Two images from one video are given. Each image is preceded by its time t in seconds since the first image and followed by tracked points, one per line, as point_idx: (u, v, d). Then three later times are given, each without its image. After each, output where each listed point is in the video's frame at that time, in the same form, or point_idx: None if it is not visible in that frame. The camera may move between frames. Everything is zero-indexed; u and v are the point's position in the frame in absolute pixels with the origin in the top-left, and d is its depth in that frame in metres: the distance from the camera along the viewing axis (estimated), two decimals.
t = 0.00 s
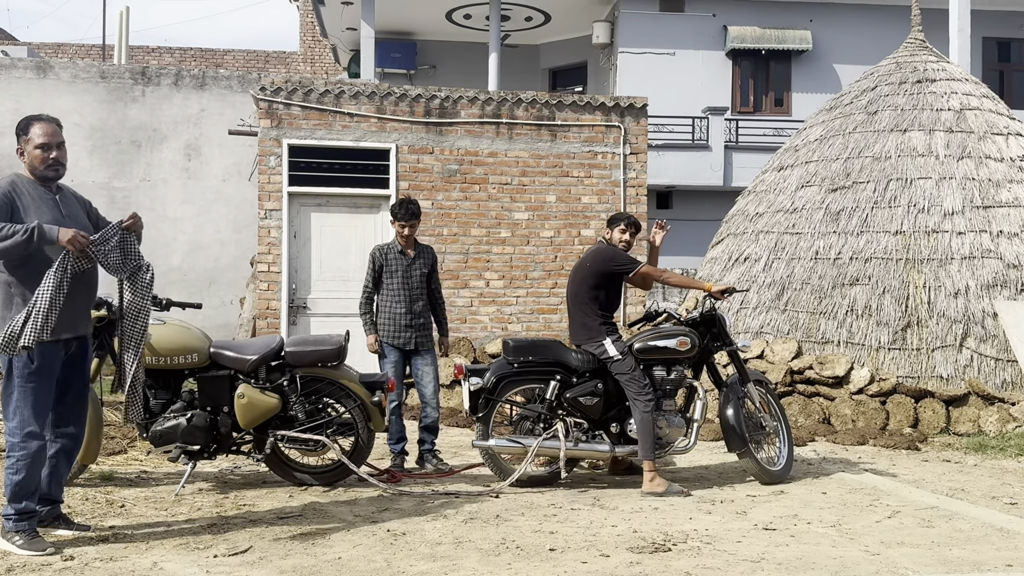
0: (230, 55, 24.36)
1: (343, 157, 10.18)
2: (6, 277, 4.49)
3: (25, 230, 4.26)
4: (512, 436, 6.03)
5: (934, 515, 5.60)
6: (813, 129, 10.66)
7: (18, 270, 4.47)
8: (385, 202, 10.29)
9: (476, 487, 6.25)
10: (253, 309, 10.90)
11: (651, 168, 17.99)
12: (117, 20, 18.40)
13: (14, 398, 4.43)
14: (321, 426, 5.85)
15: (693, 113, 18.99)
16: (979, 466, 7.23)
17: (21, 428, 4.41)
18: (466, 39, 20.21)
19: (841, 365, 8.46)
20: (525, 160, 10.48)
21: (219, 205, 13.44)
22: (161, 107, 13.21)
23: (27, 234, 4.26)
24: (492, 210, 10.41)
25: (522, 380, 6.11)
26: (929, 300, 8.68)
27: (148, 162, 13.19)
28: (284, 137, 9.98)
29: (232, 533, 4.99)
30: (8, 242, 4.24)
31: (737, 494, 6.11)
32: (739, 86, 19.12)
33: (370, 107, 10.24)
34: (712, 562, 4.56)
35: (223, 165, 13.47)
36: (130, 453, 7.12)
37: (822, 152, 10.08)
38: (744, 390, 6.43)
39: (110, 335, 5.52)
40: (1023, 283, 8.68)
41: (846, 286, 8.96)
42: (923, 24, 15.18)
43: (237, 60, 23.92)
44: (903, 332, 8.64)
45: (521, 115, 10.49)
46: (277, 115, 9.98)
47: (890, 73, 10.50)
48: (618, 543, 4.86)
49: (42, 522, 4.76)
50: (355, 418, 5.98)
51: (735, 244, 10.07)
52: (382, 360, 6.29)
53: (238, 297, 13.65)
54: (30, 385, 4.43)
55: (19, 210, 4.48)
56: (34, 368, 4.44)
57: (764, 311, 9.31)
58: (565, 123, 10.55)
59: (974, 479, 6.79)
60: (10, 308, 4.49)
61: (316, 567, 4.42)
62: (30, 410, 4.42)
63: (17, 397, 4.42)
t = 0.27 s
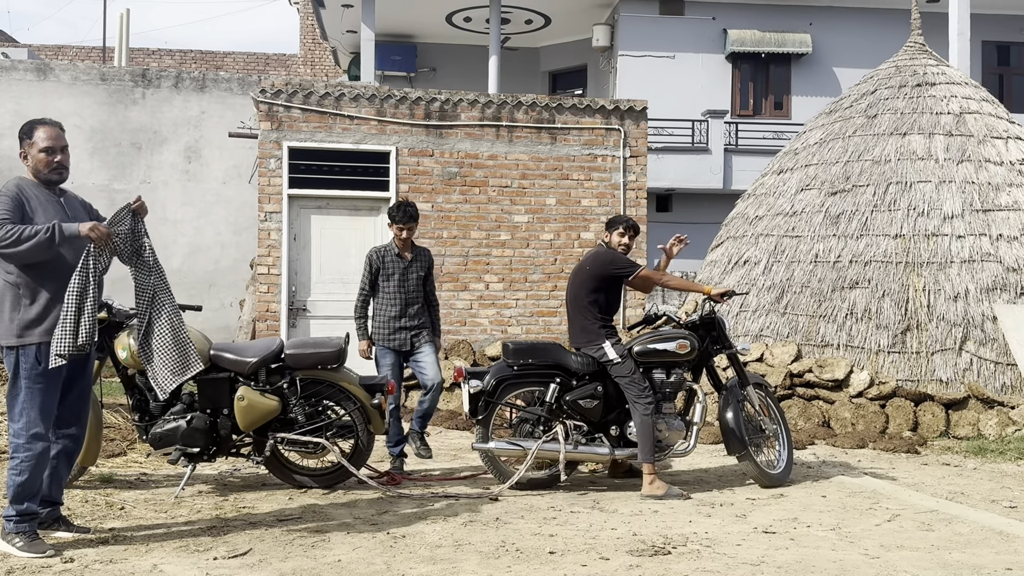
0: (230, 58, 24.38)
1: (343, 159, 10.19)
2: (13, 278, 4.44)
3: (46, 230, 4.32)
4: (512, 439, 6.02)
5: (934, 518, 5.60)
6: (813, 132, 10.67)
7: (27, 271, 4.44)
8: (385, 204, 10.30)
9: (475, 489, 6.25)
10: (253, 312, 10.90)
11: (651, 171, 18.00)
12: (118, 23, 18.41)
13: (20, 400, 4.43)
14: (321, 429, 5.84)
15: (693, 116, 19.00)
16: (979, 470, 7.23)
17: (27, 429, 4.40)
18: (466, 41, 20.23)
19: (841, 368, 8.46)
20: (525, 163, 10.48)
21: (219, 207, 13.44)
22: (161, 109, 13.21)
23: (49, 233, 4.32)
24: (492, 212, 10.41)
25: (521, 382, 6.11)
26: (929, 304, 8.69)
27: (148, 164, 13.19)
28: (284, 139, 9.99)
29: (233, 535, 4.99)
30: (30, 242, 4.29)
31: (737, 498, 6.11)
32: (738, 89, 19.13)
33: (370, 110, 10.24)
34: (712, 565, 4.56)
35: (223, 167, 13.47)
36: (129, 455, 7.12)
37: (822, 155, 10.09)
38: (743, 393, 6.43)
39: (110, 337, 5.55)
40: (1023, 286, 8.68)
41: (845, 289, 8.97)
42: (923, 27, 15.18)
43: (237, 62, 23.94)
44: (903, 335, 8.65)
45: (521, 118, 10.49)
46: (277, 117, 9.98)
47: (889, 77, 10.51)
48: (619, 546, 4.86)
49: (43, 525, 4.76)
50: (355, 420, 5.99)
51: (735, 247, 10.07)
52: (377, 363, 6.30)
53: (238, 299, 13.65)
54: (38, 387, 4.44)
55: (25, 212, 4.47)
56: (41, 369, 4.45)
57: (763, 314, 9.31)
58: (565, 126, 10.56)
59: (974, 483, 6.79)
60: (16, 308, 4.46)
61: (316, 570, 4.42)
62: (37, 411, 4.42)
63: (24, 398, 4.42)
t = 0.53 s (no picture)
0: (230, 60, 24.41)
1: (343, 162, 10.20)
2: (19, 280, 4.43)
3: (67, 227, 4.34)
4: (511, 442, 6.03)
5: (934, 522, 5.60)
6: (812, 135, 10.68)
7: (34, 272, 4.43)
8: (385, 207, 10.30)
9: (475, 492, 6.25)
10: (252, 314, 10.90)
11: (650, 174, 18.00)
12: (118, 25, 18.42)
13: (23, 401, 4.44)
14: (321, 431, 5.85)
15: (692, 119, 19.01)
16: (979, 473, 7.23)
17: (30, 430, 4.41)
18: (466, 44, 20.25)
19: (840, 371, 8.47)
20: (525, 166, 10.49)
21: (219, 210, 13.45)
22: (161, 111, 13.21)
23: (69, 232, 4.34)
24: (492, 215, 10.42)
25: (521, 386, 6.13)
26: (928, 307, 8.70)
27: (148, 166, 13.20)
28: (284, 142, 10.00)
29: (232, 538, 4.99)
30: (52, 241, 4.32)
31: (736, 501, 6.11)
32: (737, 93, 19.14)
33: (370, 113, 10.25)
34: (711, 568, 4.56)
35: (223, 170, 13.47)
36: (129, 458, 7.12)
37: (821, 158, 10.09)
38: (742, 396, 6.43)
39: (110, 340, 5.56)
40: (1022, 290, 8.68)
41: (844, 293, 8.97)
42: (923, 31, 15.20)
43: (237, 65, 23.96)
44: (902, 338, 8.66)
45: (521, 121, 10.50)
46: (277, 120, 9.99)
47: (889, 80, 10.53)
48: (618, 549, 4.87)
49: (42, 526, 4.76)
50: (354, 423, 5.99)
51: (734, 250, 10.08)
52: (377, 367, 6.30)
53: (237, 302, 13.65)
54: (43, 389, 4.46)
55: (32, 213, 4.48)
56: (46, 371, 4.47)
57: (763, 317, 9.31)
58: (565, 129, 10.57)
59: (973, 486, 6.79)
60: (21, 311, 4.45)
61: (316, 573, 4.42)
62: (42, 414, 4.44)
63: (29, 400, 4.43)
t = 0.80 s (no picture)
0: (229, 63, 24.42)
1: (342, 164, 10.20)
2: (19, 282, 4.41)
3: (79, 225, 4.35)
4: (510, 444, 6.02)
5: (932, 525, 5.60)
6: (811, 139, 10.69)
7: (34, 275, 4.42)
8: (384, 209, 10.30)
9: (474, 495, 6.24)
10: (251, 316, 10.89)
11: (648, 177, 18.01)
12: (117, 28, 18.43)
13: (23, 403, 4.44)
14: (319, 434, 5.85)
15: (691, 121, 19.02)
16: (977, 476, 7.23)
17: (30, 432, 4.42)
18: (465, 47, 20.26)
19: (839, 374, 8.48)
20: (523, 169, 10.49)
21: (217, 212, 13.44)
22: (160, 114, 13.21)
23: (82, 228, 4.35)
24: (491, 218, 10.42)
25: (519, 388, 6.11)
26: (927, 310, 8.70)
27: (146, 169, 13.20)
28: (283, 145, 10.00)
29: (230, 540, 4.98)
30: (64, 240, 4.32)
31: (735, 504, 6.11)
32: (736, 96, 19.14)
33: (369, 115, 10.25)
34: (709, 571, 4.55)
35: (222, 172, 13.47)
36: (127, 460, 7.11)
37: (820, 161, 10.10)
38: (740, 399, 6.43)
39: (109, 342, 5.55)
40: (1020, 293, 8.68)
41: (843, 296, 8.98)
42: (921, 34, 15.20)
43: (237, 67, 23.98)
44: (901, 341, 8.67)
45: (520, 124, 10.51)
46: (276, 122, 9.99)
47: (887, 83, 10.53)
48: (616, 552, 4.86)
49: (40, 528, 4.78)
50: (353, 425, 5.97)
51: (733, 253, 10.09)
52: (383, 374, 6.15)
53: (236, 304, 13.65)
54: (43, 391, 4.45)
55: (37, 216, 4.49)
56: (46, 373, 4.46)
57: (761, 320, 9.32)
58: (564, 131, 10.58)
59: (972, 489, 6.79)
60: (21, 313, 4.44)
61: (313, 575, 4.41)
62: (42, 416, 4.44)
63: (29, 401, 4.43)
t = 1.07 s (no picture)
0: (227, 67, 24.43)
1: (340, 167, 10.21)
2: (18, 286, 4.41)
3: (84, 243, 4.46)
4: (508, 448, 6.02)
5: (930, 528, 5.60)
6: (808, 142, 10.71)
7: (34, 279, 4.42)
8: (382, 213, 10.31)
9: (472, 498, 6.24)
10: (249, 319, 10.89)
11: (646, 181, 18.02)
12: (115, 31, 18.43)
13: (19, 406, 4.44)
14: (317, 437, 5.84)
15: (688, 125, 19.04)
16: (975, 479, 7.24)
17: (28, 436, 4.42)
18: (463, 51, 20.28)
19: (836, 377, 8.50)
20: (521, 172, 10.50)
21: (215, 215, 13.44)
22: (158, 117, 13.21)
23: (86, 246, 4.46)
24: (488, 221, 10.43)
25: (517, 392, 6.10)
26: (924, 314, 8.72)
27: (144, 172, 13.20)
28: (280, 148, 10.00)
29: (228, 544, 4.98)
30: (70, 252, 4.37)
31: (733, 507, 6.11)
32: (733, 99, 19.16)
33: (367, 118, 10.26)
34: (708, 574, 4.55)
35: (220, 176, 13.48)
36: (124, 464, 7.10)
37: (817, 165, 10.12)
38: (738, 403, 6.43)
39: (107, 345, 5.55)
40: (1017, 297, 8.70)
41: (841, 299, 8.99)
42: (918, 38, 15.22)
43: (235, 71, 23.98)
44: (898, 345, 8.68)
45: (518, 127, 10.52)
46: (274, 126, 9.99)
47: (884, 87, 10.56)
48: (615, 555, 4.86)
49: (37, 531, 4.77)
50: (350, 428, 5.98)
51: (731, 257, 10.10)
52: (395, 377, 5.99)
53: (234, 308, 13.64)
54: (40, 394, 4.45)
55: (39, 223, 4.50)
56: (44, 377, 4.46)
57: (759, 323, 9.33)
58: (562, 135, 10.59)
59: (970, 492, 6.80)
60: (19, 317, 4.44)
61: None
62: (40, 419, 4.44)
63: (26, 405, 4.43)
